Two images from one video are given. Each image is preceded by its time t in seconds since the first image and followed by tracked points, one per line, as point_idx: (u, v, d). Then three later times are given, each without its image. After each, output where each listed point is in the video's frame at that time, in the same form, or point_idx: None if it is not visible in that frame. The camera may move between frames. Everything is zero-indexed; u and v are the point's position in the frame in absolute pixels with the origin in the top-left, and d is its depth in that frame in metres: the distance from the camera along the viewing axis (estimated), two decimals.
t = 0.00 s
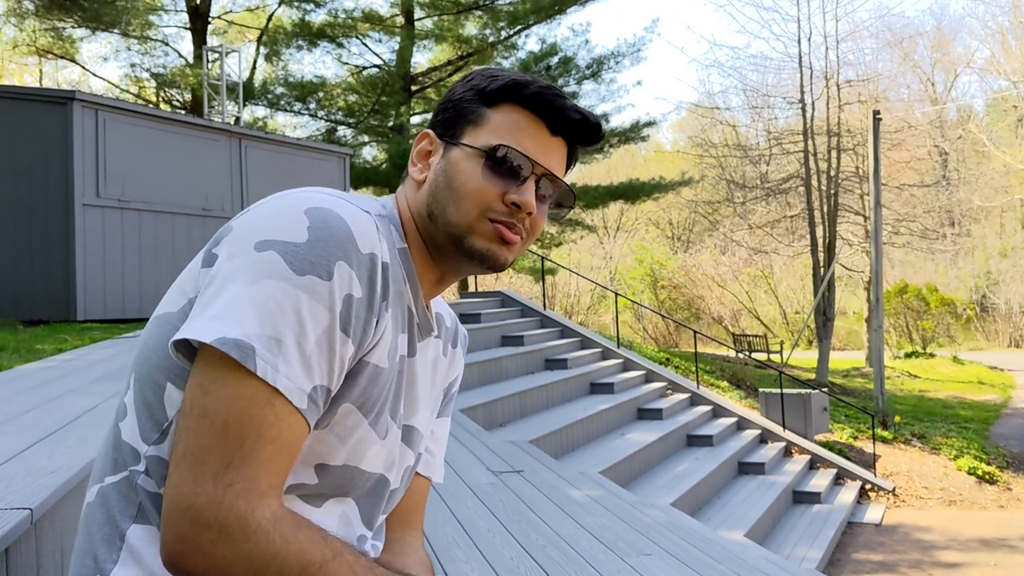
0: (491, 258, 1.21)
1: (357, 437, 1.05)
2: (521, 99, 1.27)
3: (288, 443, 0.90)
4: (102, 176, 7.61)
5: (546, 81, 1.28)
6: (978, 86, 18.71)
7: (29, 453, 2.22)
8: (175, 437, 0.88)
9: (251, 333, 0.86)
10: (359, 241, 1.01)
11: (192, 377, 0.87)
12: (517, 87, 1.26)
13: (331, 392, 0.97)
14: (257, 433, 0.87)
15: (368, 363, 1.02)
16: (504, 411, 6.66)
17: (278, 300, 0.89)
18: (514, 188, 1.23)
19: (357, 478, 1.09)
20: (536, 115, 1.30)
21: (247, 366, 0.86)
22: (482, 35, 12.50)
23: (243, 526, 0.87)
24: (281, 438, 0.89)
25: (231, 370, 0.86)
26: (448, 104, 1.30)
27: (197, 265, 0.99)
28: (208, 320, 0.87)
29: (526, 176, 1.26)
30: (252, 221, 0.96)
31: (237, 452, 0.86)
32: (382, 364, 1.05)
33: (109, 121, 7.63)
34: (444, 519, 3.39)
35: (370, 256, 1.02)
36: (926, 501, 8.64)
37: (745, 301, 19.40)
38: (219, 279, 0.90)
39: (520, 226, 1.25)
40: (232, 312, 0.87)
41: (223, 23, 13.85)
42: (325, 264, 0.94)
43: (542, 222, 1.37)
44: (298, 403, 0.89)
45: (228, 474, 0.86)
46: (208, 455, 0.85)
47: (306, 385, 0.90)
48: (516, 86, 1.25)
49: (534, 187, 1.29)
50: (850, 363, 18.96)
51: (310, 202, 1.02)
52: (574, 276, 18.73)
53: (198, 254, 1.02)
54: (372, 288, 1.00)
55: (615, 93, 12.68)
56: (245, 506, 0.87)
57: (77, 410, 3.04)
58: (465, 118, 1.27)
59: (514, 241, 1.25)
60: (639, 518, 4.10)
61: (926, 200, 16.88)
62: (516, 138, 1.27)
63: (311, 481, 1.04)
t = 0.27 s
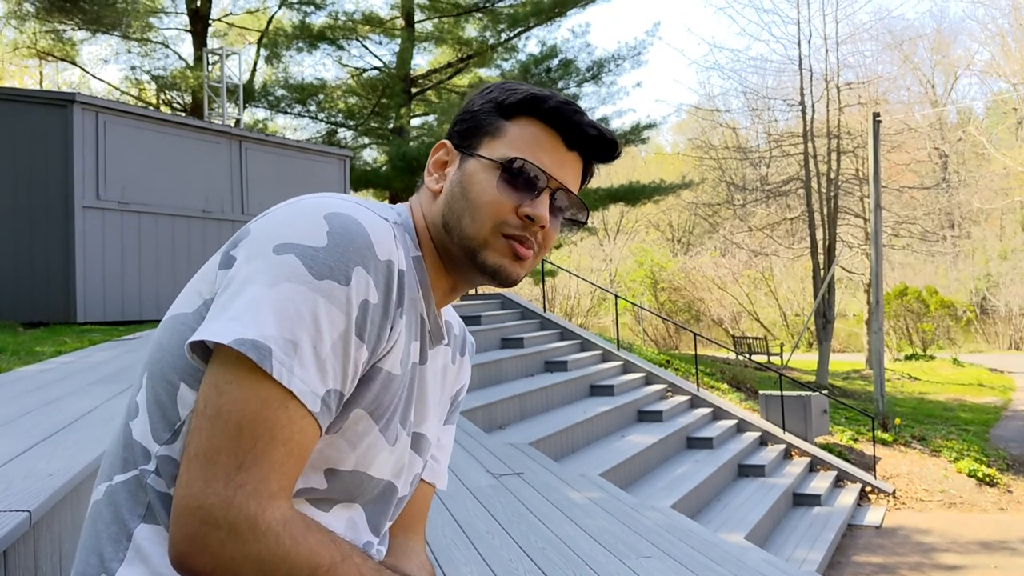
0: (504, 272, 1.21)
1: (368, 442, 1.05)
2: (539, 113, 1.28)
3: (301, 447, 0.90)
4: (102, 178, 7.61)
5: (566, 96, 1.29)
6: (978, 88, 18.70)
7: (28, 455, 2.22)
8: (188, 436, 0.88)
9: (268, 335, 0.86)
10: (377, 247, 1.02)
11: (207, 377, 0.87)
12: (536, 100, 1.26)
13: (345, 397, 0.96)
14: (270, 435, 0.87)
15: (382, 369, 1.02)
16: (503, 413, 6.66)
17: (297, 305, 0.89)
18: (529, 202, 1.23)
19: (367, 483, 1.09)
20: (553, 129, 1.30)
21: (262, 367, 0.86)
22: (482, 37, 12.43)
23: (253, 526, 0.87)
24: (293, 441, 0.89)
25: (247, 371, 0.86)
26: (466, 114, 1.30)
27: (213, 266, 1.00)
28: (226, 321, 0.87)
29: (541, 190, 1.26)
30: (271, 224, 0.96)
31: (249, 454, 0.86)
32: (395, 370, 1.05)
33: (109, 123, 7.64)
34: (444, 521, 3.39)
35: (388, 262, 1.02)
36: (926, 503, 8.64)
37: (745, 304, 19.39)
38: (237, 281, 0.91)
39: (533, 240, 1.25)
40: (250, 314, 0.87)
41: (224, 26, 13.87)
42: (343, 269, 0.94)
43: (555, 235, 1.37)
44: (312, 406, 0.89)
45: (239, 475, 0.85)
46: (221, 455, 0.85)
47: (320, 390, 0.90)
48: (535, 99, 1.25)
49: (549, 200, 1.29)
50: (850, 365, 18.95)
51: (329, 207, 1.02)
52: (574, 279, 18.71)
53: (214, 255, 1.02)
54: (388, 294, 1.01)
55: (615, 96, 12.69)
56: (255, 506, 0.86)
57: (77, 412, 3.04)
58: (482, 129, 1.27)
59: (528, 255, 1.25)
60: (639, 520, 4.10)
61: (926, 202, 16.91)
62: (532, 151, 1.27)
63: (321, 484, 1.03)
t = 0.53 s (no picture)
0: (497, 272, 1.21)
1: (364, 443, 1.05)
2: (533, 112, 1.27)
3: (297, 448, 0.90)
4: (102, 179, 7.61)
5: (560, 96, 1.29)
6: (978, 89, 18.68)
7: (26, 457, 2.21)
8: (183, 440, 0.88)
9: (263, 337, 0.86)
10: (370, 247, 1.02)
11: (201, 379, 0.87)
12: (530, 99, 1.26)
13: (341, 397, 0.96)
14: (266, 437, 0.87)
15: (376, 370, 1.02)
16: (503, 414, 6.66)
17: (292, 306, 0.89)
18: (522, 202, 1.23)
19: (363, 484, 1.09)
20: (547, 128, 1.30)
21: (256, 369, 0.86)
22: (482, 39, 12.50)
23: (250, 530, 0.87)
24: (289, 442, 0.89)
25: (242, 374, 0.86)
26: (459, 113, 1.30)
27: (207, 268, 1.00)
28: (221, 323, 0.87)
29: (535, 191, 1.26)
30: (263, 225, 0.96)
31: (246, 455, 0.86)
32: (390, 370, 1.05)
33: (109, 124, 7.64)
34: (443, 522, 3.39)
35: (381, 261, 1.02)
36: (926, 504, 8.64)
37: (745, 304, 19.38)
38: (229, 283, 0.90)
39: (527, 240, 1.25)
40: (243, 316, 0.87)
41: (224, 27, 13.87)
42: (336, 269, 0.94)
43: (548, 233, 1.37)
44: (307, 408, 0.89)
45: (235, 478, 0.86)
46: (217, 457, 0.85)
47: (314, 391, 0.90)
48: (529, 98, 1.25)
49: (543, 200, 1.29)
50: (850, 366, 18.95)
51: (322, 207, 1.02)
52: (574, 280, 18.70)
53: (207, 256, 1.02)
54: (381, 293, 1.01)
55: (615, 97, 12.69)
56: (251, 509, 0.87)
57: (76, 413, 3.04)
58: (476, 129, 1.27)
59: (522, 256, 1.25)
60: (639, 521, 4.10)
61: (926, 204, 16.94)
62: (526, 152, 1.27)
63: (317, 486, 1.03)
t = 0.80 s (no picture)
0: (463, 253, 1.21)
1: (337, 437, 1.05)
2: (489, 91, 1.27)
3: (267, 447, 0.90)
4: (102, 179, 7.60)
5: (515, 74, 1.29)
6: (978, 89, 18.67)
7: (26, 457, 2.21)
8: (153, 446, 0.88)
9: (224, 339, 0.86)
10: (329, 240, 1.01)
11: (167, 385, 0.87)
12: (486, 79, 1.26)
13: (308, 393, 0.96)
14: (235, 439, 0.87)
15: (345, 363, 1.03)
16: (503, 414, 6.66)
17: (252, 304, 0.89)
18: (483, 181, 1.24)
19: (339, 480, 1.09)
20: (504, 108, 1.30)
21: (219, 372, 0.86)
22: (482, 39, 12.48)
23: (226, 535, 0.88)
24: (260, 442, 0.89)
25: (205, 377, 0.86)
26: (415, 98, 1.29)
27: (166, 270, 0.99)
28: (181, 326, 0.87)
29: (495, 169, 1.26)
30: (219, 223, 0.95)
31: (217, 459, 0.86)
32: (360, 362, 1.06)
33: (109, 124, 7.63)
34: (442, 522, 3.38)
35: (342, 253, 1.02)
36: (927, 504, 8.63)
37: (745, 304, 19.37)
38: (188, 285, 0.90)
39: (491, 220, 1.25)
40: (202, 318, 0.87)
41: (224, 27, 13.88)
42: (295, 265, 0.94)
43: (514, 214, 1.37)
44: (275, 406, 0.90)
45: (207, 483, 0.86)
46: (187, 463, 0.86)
47: (281, 389, 0.90)
48: (483, 78, 1.25)
49: (504, 179, 1.29)
50: (850, 366, 18.94)
51: (280, 202, 1.01)
52: (574, 280, 18.70)
53: (166, 258, 1.01)
54: (345, 285, 1.01)
55: (614, 97, 12.69)
56: (226, 514, 0.88)
57: (75, 414, 3.04)
58: (434, 112, 1.27)
59: (486, 234, 1.24)
60: (639, 521, 4.10)
61: (926, 204, 16.97)
62: (484, 132, 1.27)
63: (292, 482, 1.04)
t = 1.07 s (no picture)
0: (408, 229, 1.24)
1: (297, 432, 1.07)
2: (421, 60, 1.28)
3: (222, 451, 0.93)
4: (102, 178, 7.59)
5: (447, 40, 1.30)
6: (978, 87, 18.62)
7: (26, 456, 2.22)
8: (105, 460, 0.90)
9: (165, 347, 0.88)
10: (264, 232, 1.03)
11: (113, 398, 0.89)
12: (416, 48, 1.27)
13: (260, 391, 1.00)
14: (189, 446, 0.90)
15: (296, 355, 1.05)
16: (503, 413, 6.66)
17: (189, 305, 0.91)
18: (424, 156, 1.26)
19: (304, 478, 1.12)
20: (439, 76, 1.32)
21: (163, 380, 0.88)
22: (482, 37, 12.27)
23: (188, 545, 0.91)
24: (215, 447, 0.93)
25: (151, 387, 0.88)
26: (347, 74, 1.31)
27: (101, 282, 0.99)
28: (118, 338, 0.88)
29: (432, 141, 1.29)
30: (151, 227, 0.95)
31: (173, 469, 0.89)
32: (312, 352, 1.08)
33: (109, 122, 7.62)
34: (443, 520, 3.38)
35: (279, 244, 1.04)
36: (927, 502, 8.64)
37: (746, 303, 19.37)
38: (124, 293, 0.91)
39: (434, 195, 1.28)
40: (140, 326, 0.88)
41: (224, 25, 13.89)
42: (231, 263, 0.96)
43: (458, 183, 1.41)
44: (226, 409, 0.93)
45: (165, 495, 0.89)
46: (143, 477, 0.88)
47: (230, 391, 0.93)
48: (414, 48, 1.26)
49: (443, 150, 1.32)
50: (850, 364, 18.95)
51: (214, 200, 1.02)
52: (574, 278, 18.71)
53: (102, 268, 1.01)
54: (285, 276, 1.03)
55: (614, 94, 12.68)
56: (189, 526, 0.91)
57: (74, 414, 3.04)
58: (368, 87, 1.28)
59: (428, 209, 1.27)
60: (639, 519, 4.11)
61: (926, 202, 17.00)
62: (420, 104, 1.29)
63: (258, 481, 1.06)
